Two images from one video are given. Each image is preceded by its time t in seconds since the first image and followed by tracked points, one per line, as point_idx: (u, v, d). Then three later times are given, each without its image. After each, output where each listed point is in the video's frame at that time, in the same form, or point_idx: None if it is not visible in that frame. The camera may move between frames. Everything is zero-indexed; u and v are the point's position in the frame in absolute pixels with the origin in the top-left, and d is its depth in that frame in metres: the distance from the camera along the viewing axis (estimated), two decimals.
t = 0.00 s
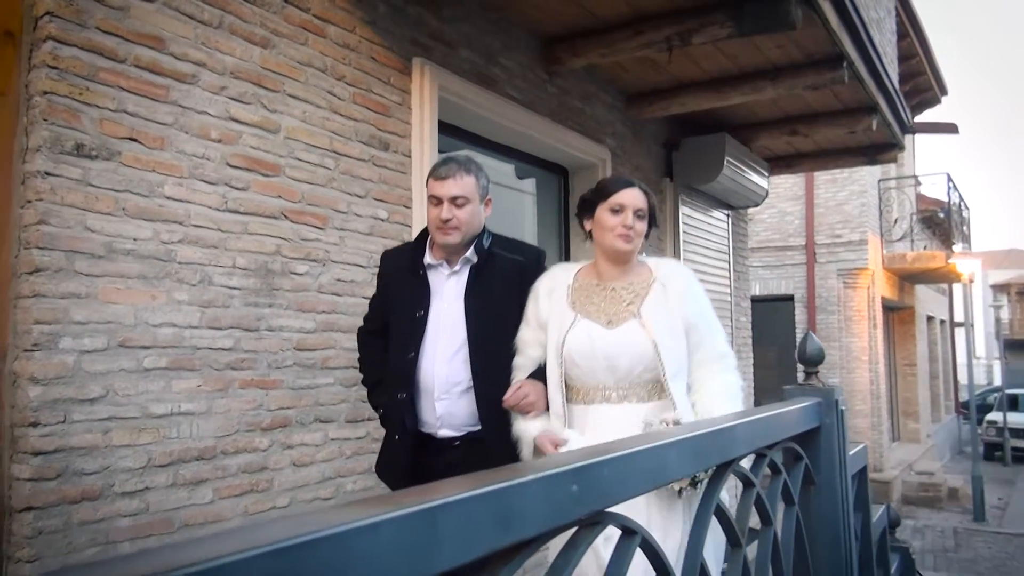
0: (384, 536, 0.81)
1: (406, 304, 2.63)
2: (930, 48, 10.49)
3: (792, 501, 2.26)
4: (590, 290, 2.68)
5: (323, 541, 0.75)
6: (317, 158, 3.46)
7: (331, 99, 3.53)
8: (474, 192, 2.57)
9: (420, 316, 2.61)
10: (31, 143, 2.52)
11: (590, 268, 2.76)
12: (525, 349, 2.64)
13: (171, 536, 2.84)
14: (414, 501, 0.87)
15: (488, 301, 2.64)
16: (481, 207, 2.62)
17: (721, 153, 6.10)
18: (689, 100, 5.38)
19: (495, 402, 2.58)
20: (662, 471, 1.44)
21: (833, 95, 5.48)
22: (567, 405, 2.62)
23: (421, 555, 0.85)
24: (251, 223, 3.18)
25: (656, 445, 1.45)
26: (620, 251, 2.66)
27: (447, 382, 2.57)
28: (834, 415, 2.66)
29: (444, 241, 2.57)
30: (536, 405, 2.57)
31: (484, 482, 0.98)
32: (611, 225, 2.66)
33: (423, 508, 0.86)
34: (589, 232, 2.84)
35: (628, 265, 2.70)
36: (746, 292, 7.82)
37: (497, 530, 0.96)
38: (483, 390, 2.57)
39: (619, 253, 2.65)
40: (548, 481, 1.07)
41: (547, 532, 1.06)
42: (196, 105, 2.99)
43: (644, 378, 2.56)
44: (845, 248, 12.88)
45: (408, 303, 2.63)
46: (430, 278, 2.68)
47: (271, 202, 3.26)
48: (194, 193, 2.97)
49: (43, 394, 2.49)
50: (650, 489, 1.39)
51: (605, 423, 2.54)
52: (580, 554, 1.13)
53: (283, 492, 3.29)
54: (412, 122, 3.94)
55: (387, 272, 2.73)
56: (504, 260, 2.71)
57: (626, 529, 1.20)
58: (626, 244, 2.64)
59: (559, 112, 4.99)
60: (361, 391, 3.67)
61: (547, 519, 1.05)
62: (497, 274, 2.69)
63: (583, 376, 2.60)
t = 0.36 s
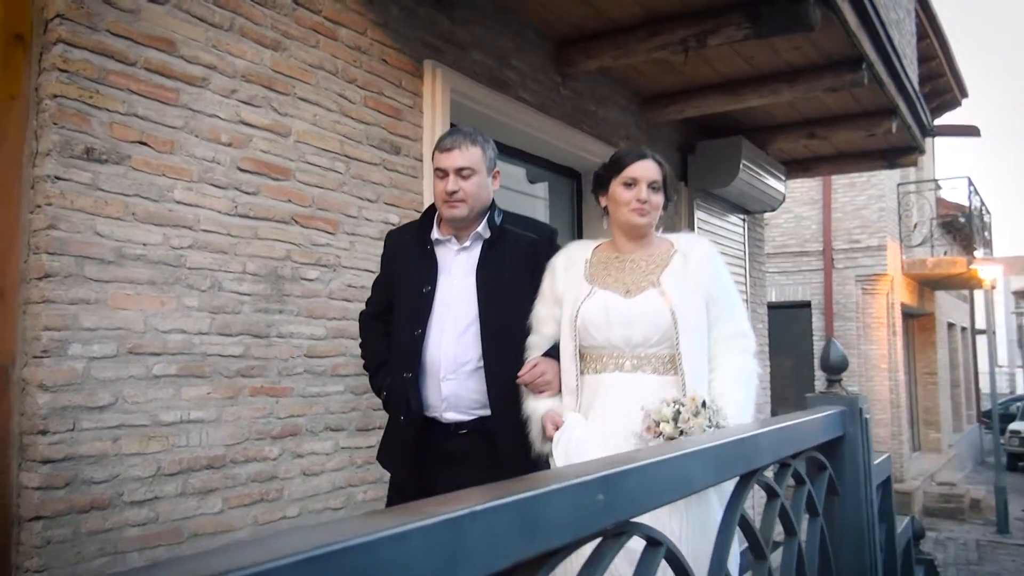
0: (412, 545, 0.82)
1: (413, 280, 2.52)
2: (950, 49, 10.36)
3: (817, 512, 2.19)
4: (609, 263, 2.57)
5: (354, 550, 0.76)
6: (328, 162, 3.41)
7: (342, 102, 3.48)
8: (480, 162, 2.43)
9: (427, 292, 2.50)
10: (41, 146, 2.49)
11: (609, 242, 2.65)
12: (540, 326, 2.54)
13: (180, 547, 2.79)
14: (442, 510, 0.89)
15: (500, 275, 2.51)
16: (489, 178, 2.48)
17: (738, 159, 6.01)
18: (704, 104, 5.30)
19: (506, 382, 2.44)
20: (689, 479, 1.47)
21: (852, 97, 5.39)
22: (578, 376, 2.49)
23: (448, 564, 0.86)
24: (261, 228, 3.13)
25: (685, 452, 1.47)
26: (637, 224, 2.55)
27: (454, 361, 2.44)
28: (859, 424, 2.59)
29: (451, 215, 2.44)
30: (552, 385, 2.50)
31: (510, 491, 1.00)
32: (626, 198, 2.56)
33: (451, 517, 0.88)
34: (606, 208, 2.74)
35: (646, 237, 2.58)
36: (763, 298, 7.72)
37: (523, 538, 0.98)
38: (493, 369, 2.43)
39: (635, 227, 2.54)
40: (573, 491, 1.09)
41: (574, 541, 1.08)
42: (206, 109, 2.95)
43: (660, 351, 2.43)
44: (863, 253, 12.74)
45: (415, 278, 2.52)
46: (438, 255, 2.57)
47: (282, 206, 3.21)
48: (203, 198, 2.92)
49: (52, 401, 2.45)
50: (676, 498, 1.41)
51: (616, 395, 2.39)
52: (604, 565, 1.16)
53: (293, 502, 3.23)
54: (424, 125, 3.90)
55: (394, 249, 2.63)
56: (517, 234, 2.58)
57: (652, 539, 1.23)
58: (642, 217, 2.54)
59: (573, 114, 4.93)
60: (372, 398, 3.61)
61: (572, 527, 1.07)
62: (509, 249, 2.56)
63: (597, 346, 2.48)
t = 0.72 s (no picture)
0: (444, 560, 0.84)
1: (421, 290, 2.47)
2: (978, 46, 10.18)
3: (850, 524, 2.14)
4: (625, 258, 2.46)
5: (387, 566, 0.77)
6: (348, 173, 3.40)
7: (360, 112, 3.47)
8: (481, 163, 2.39)
9: (436, 301, 2.45)
10: (64, 163, 2.49)
11: (627, 237, 2.55)
12: (552, 326, 2.46)
13: (205, 562, 2.77)
14: (473, 525, 0.90)
15: (509, 281, 2.47)
16: (492, 178, 2.44)
17: (761, 159, 5.97)
18: (725, 107, 5.23)
19: (518, 388, 2.40)
20: (728, 489, 1.44)
21: (877, 97, 5.31)
22: (591, 376, 2.39)
23: None
24: (282, 240, 3.12)
25: (718, 461, 1.42)
26: (656, 213, 2.46)
27: (465, 369, 2.40)
28: (892, 432, 2.52)
29: (454, 219, 2.40)
30: (564, 386, 2.41)
31: (540, 506, 1.01)
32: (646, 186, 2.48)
33: (481, 532, 0.89)
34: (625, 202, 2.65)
35: (664, 233, 2.48)
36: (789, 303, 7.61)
37: (554, 552, 0.98)
38: (505, 376, 2.40)
39: (654, 215, 2.45)
40: (602, 504, 1.09)
41: (606, 555, 1.08)
42: (226, 122, 2.95)
43: (675, 350, 2.32)
44: (891, 256, 12.54)
45: (423, 287, 2.47)
46: (445, 260, 2.53)
47: (303, 218, 3.20)
48: (224, 211, 2.92)
49: (78, 416, 2.44)
50: (715, 507, 1.39)
51: (628, 400, 2.28)
52: None
53: (317, 515, 3.21)
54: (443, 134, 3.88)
55: (399, 257, 2.58)
56: (525, 237, 2.55)
57: (684, 553, 1.20)
58: (662, 205, 2.45)
59: (592, 120, 4.89)
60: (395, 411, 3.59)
61: (603, 540, 1.07)
62: (517, 254, 2.52)
63: (610, 345, 2.37)
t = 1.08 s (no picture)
0: None
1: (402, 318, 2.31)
2: (997, 57, 10.06)
3: (879, 548, 2.07)
4: (620, 282, 2.25)
5: None
6: (360, 192, 3.38)
7: (373, 131, 3.45)
8: (456, 184, 2.21)
9: (417, 330, 2.28)
10: (77, 185, 2.48)
11: (621, 258, 2.33)
12: (544, 355, 2.24)
13: None
14: (504, 554, 0.87)
15: (496, 304, 2.29)
16: (469, 200, 2.26)
17: (779, 176, 5.91)
18: (742, 122, 5.19)
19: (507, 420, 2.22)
20: (760, 512, 1.39)
21: (896, 110, 5.24)
22: (585, 409, 2.18)
23: None
24: (294, 260, 3.09)
25: (748, 485, 1.37)
26: (655, 239, 2.22)
27: (450, 402, 2.23)
28: (920, 454, 2.43)
29: (431, 245, 2.24)
30: (559, 420, 2.20)
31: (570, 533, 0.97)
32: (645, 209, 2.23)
33: (512, 561, 0.85)
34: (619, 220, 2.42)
35: (663, 256, 2.26)
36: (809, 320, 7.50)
37: None
38: (492, 408, 2.21)
39: (653, 242, 2.22)
40: (634, 532, 1.04)
41: None
42: (238, 142, 2.93)
43: (672, 378, 2.11)
44: (912, 271, 12.37)
45: (404, 314, 2.31)
46: (426, 285, 2.35)
47: (315, 238, 3.18)
48: (237, 231, 2.89)
49: (90, 440, 2.41)
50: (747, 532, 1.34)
51: (623, 432, 2.09)
52: None
53: (331, 540, 3.15)
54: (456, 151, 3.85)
55: (380, 284, 2.42)
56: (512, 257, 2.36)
57: None
58: (661, 231, 2.22)
59: (606, 136, 4.85)
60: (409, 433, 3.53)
61: (634, 570, 1.03)
62: (503, 275, 2.34)
63: (603, 377, 2.16)
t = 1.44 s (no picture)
0: None
1: (374, 316, 2.32)
2: (1015, 63, 9.99)
3: (909, 560, 2.05)
4: (601, 287, 2.20)
5: None
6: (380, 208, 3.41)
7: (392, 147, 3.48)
8: (426, 174, 2.23)
9: (389, 327, 2.29)
10: (102, 204, 2.51)
11: (605, 264, 2.29)
12: (524, 363, 2.22)
13: None
14: (538, 569, 0.87)
15: (468, 300, 2.30)
16: (441, 192, 2.27)
17: (796, 186, 5.91)
18: (759, 132, 5.19)
19: (478, 415, 2.21)
20: (791, 524, 1.38)
21: (914, 119, 5.23)
22: (564, 421, 2.13)
23: None
24: (316, 276, 3.12)
25: (778, 496, 1.36)
26: (640, 237, 2.19)
27: (421, 398, 2.22)
28: (949, 465, 2.41)
29: (402, 237, 2.24)
30: (543, 433, 2.15)
31: (603, 546, 0.97)
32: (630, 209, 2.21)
33: None
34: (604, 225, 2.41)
35: (647, 258, 2.22)
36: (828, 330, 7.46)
37: None
38: (463, 403, 2.20)
39: (638, 241, 2.18)
40: (666, 546, 1.04)
41: None
42: (260, 160, 2.97)
43: (655, 388, 2.04)
44: (932, 280, 12.27)
45: (376, 313, 2.32)
46: (399, 283, 2.37)
47: (336, 254, 3.21)
48: (259, 248, 2.93)
49: (116, 457, 2.43)
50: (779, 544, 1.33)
51: (603, 442, 2.02)
52: None
53: (354, 554, 3.16)
54: (473, 166, 3.87)
55: (355, 288, 2.45)
56: (484, 253, 2.38)
57: None
58: (647, 229, 2.19)
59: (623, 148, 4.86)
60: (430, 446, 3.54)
61: None
62: (476, 272, 2.35)
63: (583, 385, 2.11)
